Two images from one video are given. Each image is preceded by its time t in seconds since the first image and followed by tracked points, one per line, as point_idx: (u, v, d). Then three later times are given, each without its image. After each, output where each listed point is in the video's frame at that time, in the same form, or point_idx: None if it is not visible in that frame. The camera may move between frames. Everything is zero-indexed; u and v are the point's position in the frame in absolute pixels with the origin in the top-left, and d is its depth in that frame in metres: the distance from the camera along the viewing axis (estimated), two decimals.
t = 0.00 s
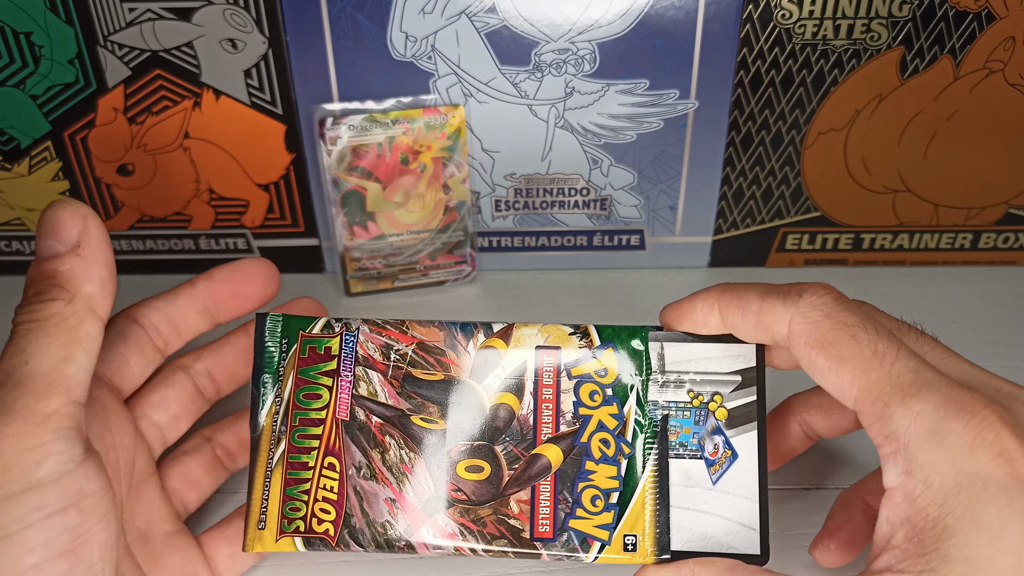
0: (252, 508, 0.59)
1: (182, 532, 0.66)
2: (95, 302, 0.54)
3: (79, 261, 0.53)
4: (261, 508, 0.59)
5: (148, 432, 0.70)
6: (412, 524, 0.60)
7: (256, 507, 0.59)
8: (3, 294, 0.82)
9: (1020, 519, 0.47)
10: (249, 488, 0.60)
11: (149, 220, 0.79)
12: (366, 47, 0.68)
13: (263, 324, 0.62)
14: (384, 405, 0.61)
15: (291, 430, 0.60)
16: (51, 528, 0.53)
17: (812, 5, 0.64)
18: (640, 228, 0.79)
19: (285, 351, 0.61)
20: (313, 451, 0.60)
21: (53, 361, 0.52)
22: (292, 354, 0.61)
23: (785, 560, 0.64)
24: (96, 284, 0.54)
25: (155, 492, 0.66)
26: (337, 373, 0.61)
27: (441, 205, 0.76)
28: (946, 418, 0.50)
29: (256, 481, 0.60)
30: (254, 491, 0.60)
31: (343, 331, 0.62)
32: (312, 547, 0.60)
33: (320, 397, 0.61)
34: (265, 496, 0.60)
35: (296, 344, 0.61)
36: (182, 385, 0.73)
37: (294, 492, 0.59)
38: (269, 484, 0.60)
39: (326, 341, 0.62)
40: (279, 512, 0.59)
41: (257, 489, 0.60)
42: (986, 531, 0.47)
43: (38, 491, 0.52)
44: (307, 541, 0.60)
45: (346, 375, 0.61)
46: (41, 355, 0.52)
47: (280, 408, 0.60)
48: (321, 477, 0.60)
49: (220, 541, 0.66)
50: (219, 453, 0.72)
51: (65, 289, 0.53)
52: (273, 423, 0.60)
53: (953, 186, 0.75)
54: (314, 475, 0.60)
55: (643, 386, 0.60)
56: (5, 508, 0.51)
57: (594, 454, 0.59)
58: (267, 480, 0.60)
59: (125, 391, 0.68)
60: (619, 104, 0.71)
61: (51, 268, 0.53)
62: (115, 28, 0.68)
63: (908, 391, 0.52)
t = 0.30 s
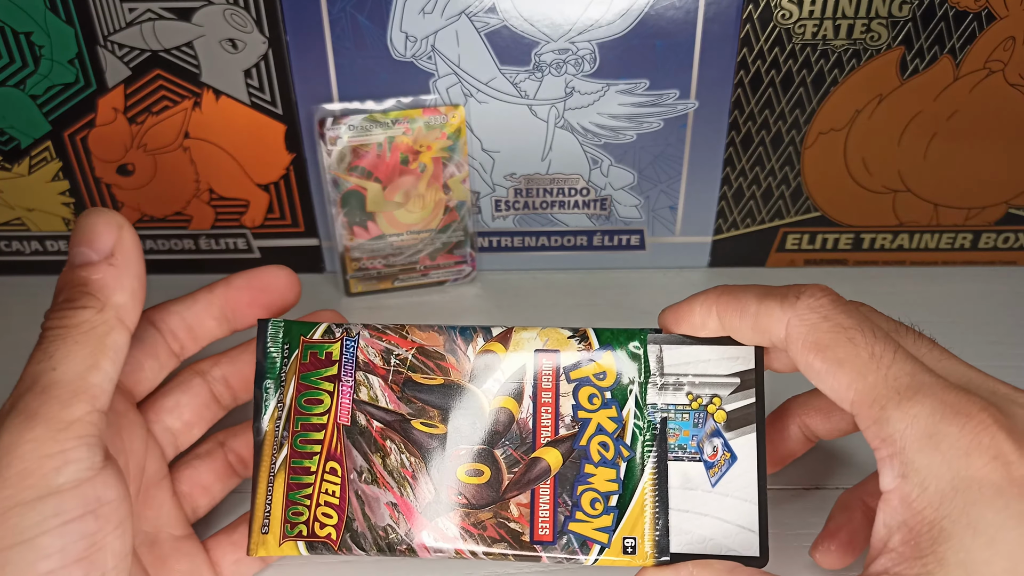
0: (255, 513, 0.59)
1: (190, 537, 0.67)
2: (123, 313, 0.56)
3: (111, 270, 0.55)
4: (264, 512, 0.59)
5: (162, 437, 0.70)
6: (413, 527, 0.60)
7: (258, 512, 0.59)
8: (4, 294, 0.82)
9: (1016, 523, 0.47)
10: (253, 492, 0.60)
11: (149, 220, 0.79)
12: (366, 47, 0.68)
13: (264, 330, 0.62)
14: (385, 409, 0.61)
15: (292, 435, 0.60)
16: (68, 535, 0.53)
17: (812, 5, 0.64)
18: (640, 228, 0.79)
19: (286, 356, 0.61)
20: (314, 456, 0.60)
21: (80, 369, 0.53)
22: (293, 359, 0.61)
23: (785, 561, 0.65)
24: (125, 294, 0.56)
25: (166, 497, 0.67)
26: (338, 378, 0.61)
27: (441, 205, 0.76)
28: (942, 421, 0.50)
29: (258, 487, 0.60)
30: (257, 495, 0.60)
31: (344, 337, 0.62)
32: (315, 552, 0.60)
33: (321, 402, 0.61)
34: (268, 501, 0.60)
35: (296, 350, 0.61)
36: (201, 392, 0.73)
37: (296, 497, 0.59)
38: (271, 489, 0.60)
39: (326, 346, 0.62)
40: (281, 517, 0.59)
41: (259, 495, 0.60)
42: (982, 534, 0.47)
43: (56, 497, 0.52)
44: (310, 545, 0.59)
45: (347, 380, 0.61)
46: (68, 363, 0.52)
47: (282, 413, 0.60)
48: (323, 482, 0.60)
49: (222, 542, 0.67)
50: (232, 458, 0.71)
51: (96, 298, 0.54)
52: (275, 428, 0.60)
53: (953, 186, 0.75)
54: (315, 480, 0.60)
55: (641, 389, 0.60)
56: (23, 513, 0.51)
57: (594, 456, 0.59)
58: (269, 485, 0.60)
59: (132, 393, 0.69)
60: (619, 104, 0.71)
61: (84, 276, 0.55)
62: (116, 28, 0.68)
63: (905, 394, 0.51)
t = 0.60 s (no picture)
0: (255, 513, 0.59)
1: (195, 540, 0.67)
2: (144, 319, 0.56)
3: (136, 276, 0.56)
4: (263, 512, 0.59)
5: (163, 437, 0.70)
6: (412, 528, 0.60)
7: (258, 512, 0.59)
8: (4, 294, 0.82)
9: (1013, 524, 0.47)
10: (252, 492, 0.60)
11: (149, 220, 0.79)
12: (366, 47, 0.68)
13: (265, 329, 0.62)
14: (384, 409, 0.61)
15: (292, 435, 0.60)
16: (80, 539, 0.53)
17: (812, 5, 0.64)
18: (640, 228, 0.79)
19: (286, 356, 0.61)
20: (314, 456, 0.60)
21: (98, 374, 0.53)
22: (293, 359, 0.61)
23: (785, 562, 0.64)
24: (148, 301, 0.56)
25: (172, 498, 0.66)
26: (338, 378, 0.61)
27: (441, 205, 0.76)
28: (940, 423, 0.50)
29: (258, 486, 0.60)
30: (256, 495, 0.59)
31: (344, 337, 0.62)
32: (314, 552, 0.60)
33: (321, 402, 0.61)
34: (267, 501, 0.60)
35: (297, 350, 0.62)
36: (211, 396, 0.73)
37: (295, 497, 0.59)
38: (271, 489, 0.59)
39: (326, 346, 0.62)
40: (280, 517, 0.59)
41: (259, 495, 0.60)
42: (980, 537, 0.47)
43: (69, 502, 0.52)
44: (309, 545, 0.59)
45: (347, 380, 0.61)
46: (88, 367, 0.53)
47: (282, 413, 0.60)
48: (322, 482, 0.60)
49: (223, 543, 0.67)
50: (241, 461, 0.72)
51: (119, 303, 0.55)
52: (275, 428, 0.60)
53: (954, 186, 0.75)
54: (315, 479, 0.60)
55: (640, 389, 0.61)
56: (36, 517, 0.51)
57: (593, 458, 0.59)
58: (269, 485, 0.60)
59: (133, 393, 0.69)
60: (619, 104, 0.71)
61: (107, 281, 0.55)
62: (115, 28, 0.68)
63: (903, 396, 0.51)
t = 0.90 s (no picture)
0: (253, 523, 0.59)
1: (197, 540, 0.67)
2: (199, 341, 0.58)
3: (202, 298, 0.58)
4: (262, 522, 0.59)
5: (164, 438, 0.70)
6: (410, 536, 0.60)
7: (256, 522, 0.59)
8: (4, 294, 0.82)
9: (1010, 529, 0.47)
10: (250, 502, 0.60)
11: (149, 220, 0.79)
12: (367, 47, 0.68)
13: (260, 339, 0.62)
14: (380, 418, 0.61)
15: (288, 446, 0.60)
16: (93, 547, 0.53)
17: (812, 5, 0.64)
18: (640, 228, 0.79)
19: (282, 367, 0.61)
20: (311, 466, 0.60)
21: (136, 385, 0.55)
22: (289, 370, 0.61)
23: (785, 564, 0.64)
24: (206, 323, 0.58)
25: (174, 499, 0.66)
26: (334, 388, 0.61)
27: (441, 205, 0.76)
28: (936, 427, 0.50)
29: (256, 497, 0.60)
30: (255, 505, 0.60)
31: (340, 345, 0.62)
32: (312, 561, 0.60)
33: (317, 411, 0.61)
34: (265, 511, 0.60)
35: (292, 360, 0.61)
36: (216, 399, 0.73)
37: (293, 506, 0.59)
38: (269, 499, 0.59)
39: (322, 356, 0.62)
40: (279, 527, 0.59)
41: (257, 505, 0.60)
42: (977, 542, 0.47)
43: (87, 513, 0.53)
44: (307, 554, 0.59)
45: (343, 390, 0.61)
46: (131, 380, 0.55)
47: (278, 423, 0.60)
48: (319, 492, 0.60)
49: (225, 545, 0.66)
50: (246, 465, 0.72)
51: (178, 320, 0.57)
52: (271, 439, 0.60)
53: (954, 186, 0.75)
54: (312, 490, 0.60)
55: (635, 394, 0.60)
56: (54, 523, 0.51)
57: (589, 463, 0.59)
58: (267, 495, 0.60)
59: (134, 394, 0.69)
60: (619, 104, 0.71)
61: (173, 295, 0.57)
62: (115, 28, 0.68)
63: (899, 401, 0.51)
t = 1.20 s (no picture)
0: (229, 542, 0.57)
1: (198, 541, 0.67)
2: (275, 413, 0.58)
3: (391, 484, 0.54)
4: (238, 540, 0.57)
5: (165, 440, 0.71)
6: (396, 553, 0.58)
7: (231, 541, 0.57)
8: (5, 294, 0.82)
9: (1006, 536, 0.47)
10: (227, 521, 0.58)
11: (149, 220, 0.79)
12: (367, 47, 0.68)
13: (231, 347, 0.60)
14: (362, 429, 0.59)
15: (266, 459, 0.58)
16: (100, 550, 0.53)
17: (812, 5, 0.64)
18: (640, 228, 0.79)
19: (257, 378, 0.59)
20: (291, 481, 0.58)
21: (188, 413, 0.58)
22: (265, 380, 0.60)
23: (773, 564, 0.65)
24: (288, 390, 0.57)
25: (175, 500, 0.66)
26: (314, 399, 0.59)
27: (441, 205, 0.76)
28: (931, 435, 0.49)
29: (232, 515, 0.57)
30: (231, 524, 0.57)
31: (318, 355, 0.60)
32: None
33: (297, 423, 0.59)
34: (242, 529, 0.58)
35: (268, 371, 0.60)
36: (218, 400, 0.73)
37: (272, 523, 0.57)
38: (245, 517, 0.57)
39: (301, 365, 0.60)
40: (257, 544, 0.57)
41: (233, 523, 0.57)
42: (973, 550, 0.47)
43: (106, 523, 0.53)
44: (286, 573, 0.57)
45: (324, 401, 0.59)
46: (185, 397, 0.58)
47: (253, 436, 0.59)
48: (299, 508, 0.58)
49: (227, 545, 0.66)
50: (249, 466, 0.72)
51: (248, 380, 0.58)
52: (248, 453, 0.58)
53: (955, 186, 0.75)
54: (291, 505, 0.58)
55: (625, 403, 0.59)
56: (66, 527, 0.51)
57: (580, 473, 0.58)
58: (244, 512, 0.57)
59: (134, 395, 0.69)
60: (618, 104, 0.71)
61: (369, 450, 0.53)
62: (115, 28, 0.68)
63: (894, 408, 0.51)
